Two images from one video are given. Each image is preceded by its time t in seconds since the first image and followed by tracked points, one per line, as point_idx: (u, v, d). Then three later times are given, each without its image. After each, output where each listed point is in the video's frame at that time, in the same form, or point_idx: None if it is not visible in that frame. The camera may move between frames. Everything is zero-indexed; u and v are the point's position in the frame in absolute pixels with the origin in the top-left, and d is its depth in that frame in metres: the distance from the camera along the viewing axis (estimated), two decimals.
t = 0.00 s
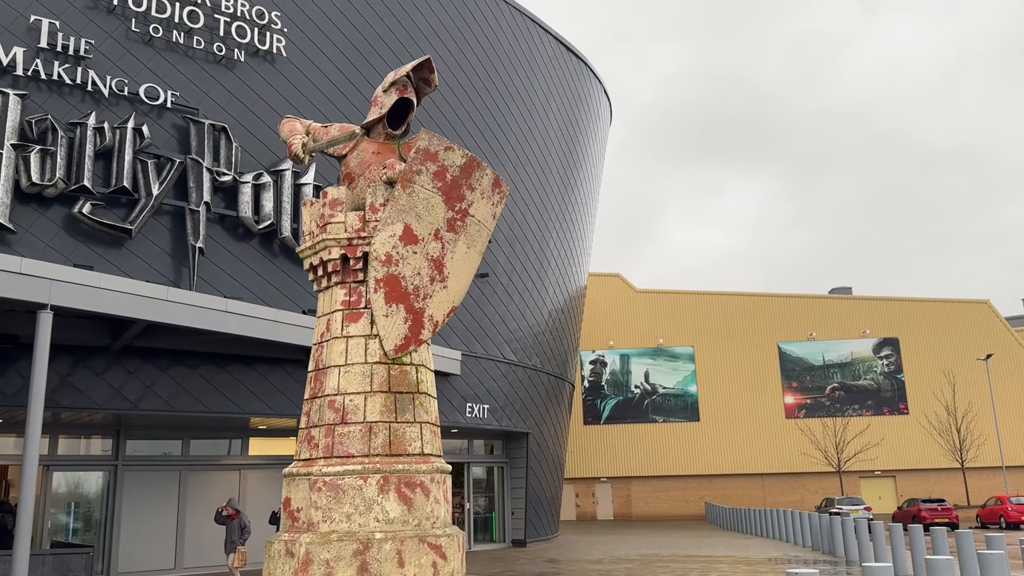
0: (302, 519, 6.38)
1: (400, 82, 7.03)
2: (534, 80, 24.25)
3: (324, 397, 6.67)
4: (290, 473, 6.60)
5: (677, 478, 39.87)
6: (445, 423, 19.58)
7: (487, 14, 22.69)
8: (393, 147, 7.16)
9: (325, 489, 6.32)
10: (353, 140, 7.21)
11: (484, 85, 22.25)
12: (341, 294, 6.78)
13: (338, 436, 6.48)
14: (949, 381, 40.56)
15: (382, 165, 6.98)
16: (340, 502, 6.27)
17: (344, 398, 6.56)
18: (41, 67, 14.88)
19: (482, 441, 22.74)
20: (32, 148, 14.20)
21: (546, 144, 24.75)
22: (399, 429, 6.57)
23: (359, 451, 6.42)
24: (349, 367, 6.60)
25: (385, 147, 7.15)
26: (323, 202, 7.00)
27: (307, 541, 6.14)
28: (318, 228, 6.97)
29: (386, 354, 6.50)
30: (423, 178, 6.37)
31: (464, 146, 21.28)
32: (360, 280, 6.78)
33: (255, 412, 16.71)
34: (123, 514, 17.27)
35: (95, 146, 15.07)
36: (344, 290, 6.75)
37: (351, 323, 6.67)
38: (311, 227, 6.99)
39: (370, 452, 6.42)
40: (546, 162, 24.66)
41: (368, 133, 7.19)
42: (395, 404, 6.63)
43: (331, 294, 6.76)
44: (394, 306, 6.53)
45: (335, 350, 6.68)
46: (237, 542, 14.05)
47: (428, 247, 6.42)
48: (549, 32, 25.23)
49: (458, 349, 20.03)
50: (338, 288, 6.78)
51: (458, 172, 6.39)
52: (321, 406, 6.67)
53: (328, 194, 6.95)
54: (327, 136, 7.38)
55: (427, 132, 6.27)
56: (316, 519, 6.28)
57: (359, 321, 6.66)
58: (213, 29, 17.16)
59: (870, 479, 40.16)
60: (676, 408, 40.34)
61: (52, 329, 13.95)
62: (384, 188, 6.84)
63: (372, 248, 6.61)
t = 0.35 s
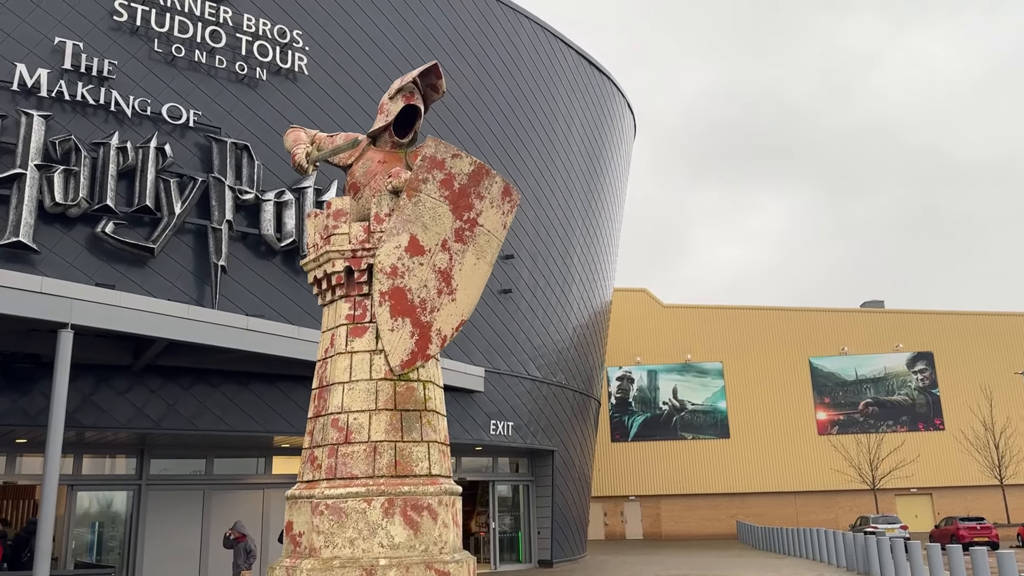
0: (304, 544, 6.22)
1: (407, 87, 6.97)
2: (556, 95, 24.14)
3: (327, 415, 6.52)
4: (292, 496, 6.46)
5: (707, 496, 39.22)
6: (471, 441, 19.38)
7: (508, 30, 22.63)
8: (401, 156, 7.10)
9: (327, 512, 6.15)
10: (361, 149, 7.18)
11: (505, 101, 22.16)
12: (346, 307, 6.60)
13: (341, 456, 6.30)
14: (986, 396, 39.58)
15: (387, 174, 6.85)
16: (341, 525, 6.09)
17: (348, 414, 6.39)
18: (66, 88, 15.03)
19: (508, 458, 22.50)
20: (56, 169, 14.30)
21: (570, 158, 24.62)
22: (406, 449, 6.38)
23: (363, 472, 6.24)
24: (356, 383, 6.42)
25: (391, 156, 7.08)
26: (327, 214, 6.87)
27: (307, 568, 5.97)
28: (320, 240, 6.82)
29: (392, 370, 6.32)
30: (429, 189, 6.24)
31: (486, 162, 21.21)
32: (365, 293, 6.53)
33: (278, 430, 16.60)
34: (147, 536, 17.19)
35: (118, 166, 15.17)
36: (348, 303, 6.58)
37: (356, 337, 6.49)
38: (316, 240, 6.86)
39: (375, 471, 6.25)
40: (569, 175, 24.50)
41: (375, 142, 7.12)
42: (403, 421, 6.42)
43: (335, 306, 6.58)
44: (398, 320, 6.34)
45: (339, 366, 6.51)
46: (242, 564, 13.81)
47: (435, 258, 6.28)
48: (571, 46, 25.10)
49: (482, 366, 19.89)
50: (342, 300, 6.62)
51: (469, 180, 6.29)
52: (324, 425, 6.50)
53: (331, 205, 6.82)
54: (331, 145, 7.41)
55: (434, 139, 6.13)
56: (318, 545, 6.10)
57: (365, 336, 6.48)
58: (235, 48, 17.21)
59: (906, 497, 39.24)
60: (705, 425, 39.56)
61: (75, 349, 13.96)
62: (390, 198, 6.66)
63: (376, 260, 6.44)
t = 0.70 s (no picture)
0: (313, 557, 6.21)
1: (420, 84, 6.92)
2: (588, 103, 24.01)
3: (337, 423, 6.51)
4: (302, 508, 6.44)
5: (749, 509, 38.49)
6: (506, 455, 19.27)
7: (538, 39, 22.55)
8: (413, 156, 7.08)
9: (336, 523, 6.11)
10: (372, 150, 7.14)
11: (536, 111, 22.06)
12: (356, 312, 6.62)
13: (351, 466, 6.28)
14: None
15: (397, 176, 6.81)
16: (350, 537, 6.05)
17: (359, 421, 6.38)
18: (101, 105, 15.28)
19: (543, 471, 22.29)
20: (91, 184, 14.52)
21: (602, 167, 24.44)
22: (417, 458, 6.33)
23: (373, 482, 6.20)
24: (365, 389, 6.41)
25: (403, 156, 7.07)
26: (338, 217, 6.90)
27: None
28: (332, 243, 6.85)
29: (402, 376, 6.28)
30: (440, 189, 6.11)
31: (517, 171, 21.16)
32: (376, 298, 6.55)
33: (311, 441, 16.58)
34: (184, 550, 17.26)
35: (153, 181, 15.35)
36: (358, 307, 6.60)
37: (366, 343, 6.50)
38: (327, 241, 6.91)
39: (385, 480, 6.21)
40: (602, 184, 24.33)
41: (388, 143, 7.10)
42: (415, 430, 6.38)
43: (346, 311, 6.59)
44: (411, 324, 6.23)
45: (349, 373, 6.51)
46: None
47: (447, 260, 6.15)
48: (603, 54, 24.93)
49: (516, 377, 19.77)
50: (353, 305, 6.63)
51: (480, 181, 6.13)
52: (334, 434, 6.50)
53: (342, 206, 6.87)
54: (341, 146, 7.34)
55: (444, 138, 5.99)
56: (327, 557, 6.08)
57: (374, 341, 6.49)
58: (267, 62, 17.35)
59: (956, 510, 38.22)
60: (746, 437, 38.95)
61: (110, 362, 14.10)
62: (401, 200, 6.67)
63: (388, 262, 6.34)
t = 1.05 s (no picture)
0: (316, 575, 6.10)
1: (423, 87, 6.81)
2: (618, 111, 23.81)
3: (339, 435, 6.44)
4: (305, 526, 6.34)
5: (790, 522, 37.74)
6: (537, 467, 19.05)
7: (566, 47, 22.43)
8: (417, 160, 6.98)
9: (338, 541, 6.01)
10: (377, 155, 7.09)
11: (565, 119, 21.93)
12: (361, 322, 6.56)
13: (354, 480, 6.18)
14: None
15: (402, 180, 6.81)
16: (354, 554, 5.94)
17: (362, 433, 6.29)
18: (132, 122, 15.48)
19: (577, 483, 22.04)
20: (123, 200, 14.70)
21: (633, 175, 24.20)
22: (422, 473, 6.22)
23: (377, 498, 6.10)
24: (369, 400, 6.33)
25: (410, 161, 6.99)
26: (342, 224, 6.88)
27: None
28: (336, 251, 6.80)
29: (407, 387, 6.14)
30: (446, 193, 5.97)
31: (547, 181, 21.04)
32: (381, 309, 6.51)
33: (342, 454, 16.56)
34: (218, 565, 17.31)
35: (183, 196, 15.50)
36: (363, 317, 6.55)
37: (371, 354, 6.43)
38: (331, 249, 6.87)
39: (389, 495, 6.11)
40: (633, 192, 24.09)
41: (394, 148, 7.06)
42: (420, 443, 6.27)
43: (350, 322, 6.58)
44: (418, 334, 6.03)
45: (353, 385, 6.42)
46: None
47: (454, 267, 6.03)
48: (632, 61, 24.73)
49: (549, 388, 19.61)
50: (357, 315, 6.59)
51: (487, 185, 6.05)
52: (338, 447, 6.42)
53: (345, 214, 6.84)
54: (344, 151, 7.30)
55: (450, 140, 5.93)
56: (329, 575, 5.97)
57: (379, 352, 6.40)
58: (295, 77, 17.46)
59: (1005, 522, 37.44)
60: (786, 448, 38.15)
61: (142, 377, 14.20)
62: (404, 204, 6.71)
63: (389, 271, 6.09)
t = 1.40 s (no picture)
0: None
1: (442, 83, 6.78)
2: (649, 116, 23.61)
3: (359, 441, 6.32)
4: (324, 532, 6.23)
5: (833, 532, 36.97)
6: (571, 475, 18.85)
7: (596, 53, 22.33)
8: (439, 160, 6.92)
9: (357, 549, 5.90)
10: (396, 153, 7.01)
11: (595, 124, 21.79)
12: (379, 323, 6.43)
13: (373, 486, 6.07)
14: None
15: (421, 178, 6.72)
16: (372, 562, 5.84)
17: (380, 439, 6.17)
18: (165, 135, 15.67)
19: (612, 492, 21.78)
20: (157, 213, 14.87)
21: (665, 179, 23.95)
22: (443, 478, 6.09)
23: (396, 504, 5.98)
24: (387, 405, 6.21)
25: (429, 160, 6.90)
26: (359, 224, 6.73)
27: None
28: (353, 252, 6.67)
29: (428, 390, 6.10)
30: (466, 189, 6.00)
31: (578, 187, 20.91)
32: (398, 308, 6.37)
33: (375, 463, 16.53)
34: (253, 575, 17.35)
35: (216, 208, 15.64)
36: (381, 318, 6.41)
37: (389, 355, 6.28)
38: (348, 249, 6.72)
39: (408, 503, 5.98)
40: (666, 197, 23.85)
41: (414, 147, 6.97)
42: (438, 448, 6.14)
43: (368, 323, 6.42)
44: (434, 336, 6.08)
45: (371, 389, 6.31)
46: None
47: (473, 265, 6.03)
48: (663, 65, 24.51)
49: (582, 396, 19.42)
50: (375, 316, 6.44)
51: (506, 180, 6.02)
52: (357, 452, 6.30)
53: (362, 212, 6.68)
54: (362, 150, 7.22)
55: (468, 137, 5.94)
56: None
57: (397, 354, 6.27)
58: (326, 88, 17.56)
59: None
60: (827, 456, 37.35)
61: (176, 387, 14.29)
62: (422, 203, 6.59)
63: (410, 270, 6.21)
